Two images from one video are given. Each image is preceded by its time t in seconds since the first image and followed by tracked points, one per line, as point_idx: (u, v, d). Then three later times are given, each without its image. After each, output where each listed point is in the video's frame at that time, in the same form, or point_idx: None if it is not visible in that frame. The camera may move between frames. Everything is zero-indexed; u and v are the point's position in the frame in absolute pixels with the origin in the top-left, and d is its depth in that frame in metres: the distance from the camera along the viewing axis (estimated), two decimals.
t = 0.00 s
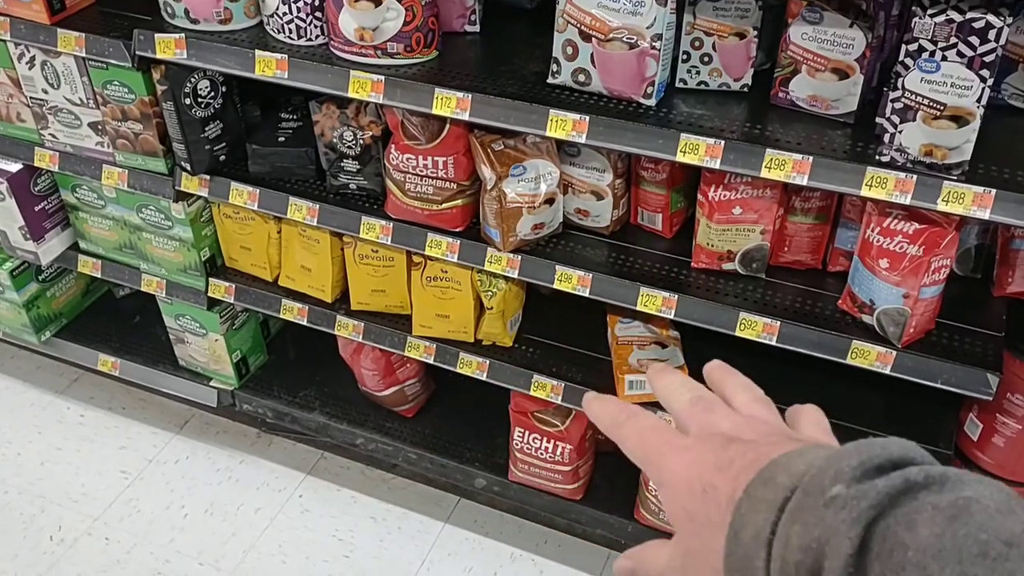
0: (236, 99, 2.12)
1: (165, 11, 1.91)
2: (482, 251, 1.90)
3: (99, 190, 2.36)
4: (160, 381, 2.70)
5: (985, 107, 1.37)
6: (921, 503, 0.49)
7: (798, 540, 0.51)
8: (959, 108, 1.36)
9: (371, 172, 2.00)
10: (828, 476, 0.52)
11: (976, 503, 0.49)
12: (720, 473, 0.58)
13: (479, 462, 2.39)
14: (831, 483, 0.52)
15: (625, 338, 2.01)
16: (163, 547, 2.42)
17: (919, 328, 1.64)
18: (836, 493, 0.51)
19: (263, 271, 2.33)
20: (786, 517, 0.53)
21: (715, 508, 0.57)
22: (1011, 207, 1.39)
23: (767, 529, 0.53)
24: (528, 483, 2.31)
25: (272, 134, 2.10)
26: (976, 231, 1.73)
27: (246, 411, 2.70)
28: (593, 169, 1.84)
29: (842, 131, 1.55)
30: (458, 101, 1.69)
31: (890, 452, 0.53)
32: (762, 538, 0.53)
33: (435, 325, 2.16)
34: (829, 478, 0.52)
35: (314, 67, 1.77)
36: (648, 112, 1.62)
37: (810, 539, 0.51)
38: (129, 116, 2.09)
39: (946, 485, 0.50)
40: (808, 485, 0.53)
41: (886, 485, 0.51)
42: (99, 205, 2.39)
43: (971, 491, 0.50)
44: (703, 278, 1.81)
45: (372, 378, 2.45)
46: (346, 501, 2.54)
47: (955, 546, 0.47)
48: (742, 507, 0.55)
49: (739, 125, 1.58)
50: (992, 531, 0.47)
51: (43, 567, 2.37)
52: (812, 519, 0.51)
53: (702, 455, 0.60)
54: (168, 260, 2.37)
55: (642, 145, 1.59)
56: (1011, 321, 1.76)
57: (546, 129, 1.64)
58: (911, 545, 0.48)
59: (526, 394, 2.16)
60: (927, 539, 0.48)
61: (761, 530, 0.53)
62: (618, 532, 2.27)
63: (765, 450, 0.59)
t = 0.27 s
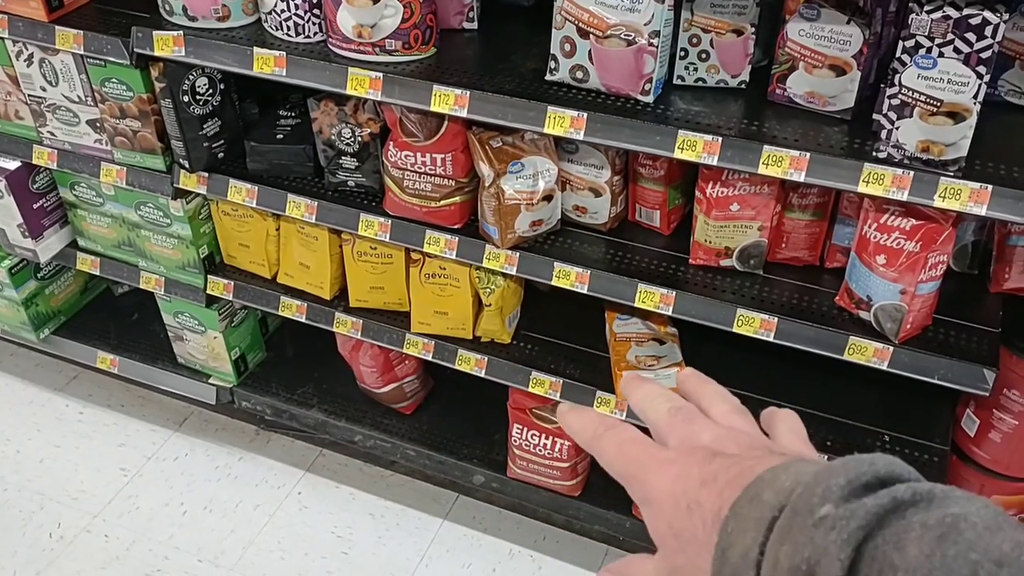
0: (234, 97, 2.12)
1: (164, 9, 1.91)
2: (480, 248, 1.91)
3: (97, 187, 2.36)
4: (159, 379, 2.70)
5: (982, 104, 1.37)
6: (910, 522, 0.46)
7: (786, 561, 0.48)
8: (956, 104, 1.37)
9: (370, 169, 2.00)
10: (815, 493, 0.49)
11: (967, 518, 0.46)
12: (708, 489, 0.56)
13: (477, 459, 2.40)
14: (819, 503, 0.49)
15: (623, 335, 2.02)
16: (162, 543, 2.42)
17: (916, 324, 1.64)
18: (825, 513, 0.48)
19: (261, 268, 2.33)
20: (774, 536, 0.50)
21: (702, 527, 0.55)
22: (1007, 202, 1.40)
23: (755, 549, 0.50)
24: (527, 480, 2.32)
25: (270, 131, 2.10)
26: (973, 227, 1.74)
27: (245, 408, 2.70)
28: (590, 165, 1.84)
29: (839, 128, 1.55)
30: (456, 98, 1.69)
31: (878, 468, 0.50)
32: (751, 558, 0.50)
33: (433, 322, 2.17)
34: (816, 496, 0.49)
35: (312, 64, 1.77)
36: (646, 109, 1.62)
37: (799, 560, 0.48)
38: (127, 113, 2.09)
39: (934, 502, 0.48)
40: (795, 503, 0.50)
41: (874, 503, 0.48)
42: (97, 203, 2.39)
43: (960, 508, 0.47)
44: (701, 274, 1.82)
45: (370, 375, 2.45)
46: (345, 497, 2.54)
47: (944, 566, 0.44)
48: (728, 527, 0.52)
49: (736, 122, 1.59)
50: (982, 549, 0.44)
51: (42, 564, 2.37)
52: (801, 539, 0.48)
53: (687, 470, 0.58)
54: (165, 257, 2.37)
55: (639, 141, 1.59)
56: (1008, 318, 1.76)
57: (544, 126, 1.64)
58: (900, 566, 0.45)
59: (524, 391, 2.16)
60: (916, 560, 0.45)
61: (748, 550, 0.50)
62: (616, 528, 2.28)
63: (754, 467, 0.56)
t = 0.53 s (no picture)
0: (231, 96, 2.12)
1: (160, 9, 1.91)
2: (477, 248, 1.91)
3: (94, 187, 2.36)
4: (156, 378, 2.70)
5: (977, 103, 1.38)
6: (915, 510, 0.50)
7: (790, 546, 0.52)
8: (951, 104, 1.37)
9: (367, 169, 2.01)
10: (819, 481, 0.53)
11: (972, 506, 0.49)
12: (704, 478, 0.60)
13: (475, 459, 2.40)
14: (824, 488, 0.52)
15: (620, 334, 2.01)
16: (160, 543, 2.42)
17: (911, 323, 1.65)
18: (830, 500, 0.52)
19: (259, 267, 2.33)
20: (775, 521, 0.53)
21: (691, 510, 0.59)
22: (1002, 202, 1.40)
23: (754, 535, 0.54)
24: (524, 480, 2.32)
25: (267, 131, 2.10)
26: (968, 227, 1.73)
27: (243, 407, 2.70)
28: (587, 165, 1.84)
29: (835, 128, 1.56)
30: (452, 97, 1.69)
31: (877, 457, 0.54)
32: (750, 545, 0.54)
33: (431, 322, 2.17)
34: (820, 483, 0.53)
35: (309, 64, 1.78)
36: (642, 108, 1.62)
37: (804, 545, 0.51)
38: (124, 113, 2.09)
39: (934, 491, 0.51)
40: (797, 489, 0.54)
41: (879, 490, 0.51)
42: (94, 203, 2.39)
43: (963, 497, 0.50)
44: (697, 273, 1.82)
45: (368, 375, 2.45)
46: (343, 497, 2.54)
47: (950, 552, 0.47)
48: (728, 512, 0.56)
49: (732, 121, 1.59)
50: (992, 538, 0.47)
51: (40, 564, 2.37)
52: (805, 525, 0.52)
53: (667, 453, 0.63)
54: (163, 257, 2.37)
55: (635, 141, 1.59)
56: (1003, 316, 1.77)
57: (540, 126, 1.65)
58: (906, 551, 0.48)
59: (521, 391, 2.16)
60: (924, 546, 0.48)
61: (748, 537, 0.54)
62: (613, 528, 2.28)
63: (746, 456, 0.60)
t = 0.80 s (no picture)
0: (226, 95, 2.12)
1: (154, 8, 1.91)
2: (472, 247, 1.90)
3: (88, 187, 2.35)
4: (151, 378, 2.70)
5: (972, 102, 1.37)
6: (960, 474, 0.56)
7: (862, 443, 0.56)
8: (945, 102, 1.37)
9: (361, 168, 2.00)
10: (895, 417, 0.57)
11: None
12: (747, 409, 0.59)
13: (471, 458, 2.39)
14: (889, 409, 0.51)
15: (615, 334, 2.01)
16: (155, 543, 2.42)
17: (906, 322, 1.65)
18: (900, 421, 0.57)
19: (254, 267, 2.33)
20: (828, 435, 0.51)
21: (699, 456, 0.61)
22: (997, 200, 1.40)
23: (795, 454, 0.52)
24: (520, 479, 2.31)
25: (262, 130, 2.10)
26: (963, 225, 1.73)
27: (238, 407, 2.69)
28: (582, 164, 1.84)
29: (830, 126, 1.55)
30: (447, 96, 1.69)
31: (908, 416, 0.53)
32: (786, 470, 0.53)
33: (426, 321, 2.16)
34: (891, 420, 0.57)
35: (303, 62, 1.77)
36: (637, 107, 1.62)
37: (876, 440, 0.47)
38: (118, 112, 2.08)
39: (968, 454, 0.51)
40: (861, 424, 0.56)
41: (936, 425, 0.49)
42: (89, 202, 2.38)
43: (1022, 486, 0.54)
44: (692, 272, 1.82)
45: (364, 374, 2.45)
46: (339, 497, 2.54)
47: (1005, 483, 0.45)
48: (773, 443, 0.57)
49: (727, 120, 1.59)
50: None
51: (35, 564, 2.37)
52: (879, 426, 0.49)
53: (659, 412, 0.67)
54: (158, 256, 2.37)
55: (631, 140, 1.59)
56: (999, 315, 1.77)
57: (535, 125, 1.64)
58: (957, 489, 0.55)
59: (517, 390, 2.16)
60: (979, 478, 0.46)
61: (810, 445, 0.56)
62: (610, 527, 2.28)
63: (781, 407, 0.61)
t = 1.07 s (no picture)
0: (223, 94, 2.11)
1: (151, 6, 1.90)
2: (471, 246, 1.90)
3: (85, 185, 2.35)
4: (150, 377, 2.69)
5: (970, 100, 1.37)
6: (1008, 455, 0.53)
7: (899, 421, 0.54)
8: (943, 100, 1.37)
9: (359, 167, 2.00)
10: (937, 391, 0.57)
11: None
12: (792, 374, 0.61)
13: (469, 457, 2.39)
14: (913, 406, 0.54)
15: (614, 332, 2.00)
16: (154, 543, 2.41)
17: (905, 321, 1.64)
18: (949, 402, 0.55)
19: (252, 266, 2.32)
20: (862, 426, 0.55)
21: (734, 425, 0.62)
22: (995, 198, 1.39)
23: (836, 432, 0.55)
24: (519, 478, 2.31)
25: (260, 129, 2.09)
26: (962, 223, 1.73)
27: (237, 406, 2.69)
28: (580, 162, 1.84)
29: (828, 124, 1.55)
30: (444, 95, 1.68)
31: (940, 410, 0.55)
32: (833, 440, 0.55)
33: (424, 320, 2.16)
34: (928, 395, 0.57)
35: (301, 61, 1.76)
36: (635, 105, 1.62)
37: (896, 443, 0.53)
38: (115, 111, 2.08)
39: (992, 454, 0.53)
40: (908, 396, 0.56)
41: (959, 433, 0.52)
42: (86, 201, 2.38)
43: None
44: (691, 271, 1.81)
45: (362, 373, 2.44)
46: (338, 496, 2.53)
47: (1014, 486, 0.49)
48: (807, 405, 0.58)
49: (726, 118, 1.58)
50: None
51: (34, 563, 2.36)
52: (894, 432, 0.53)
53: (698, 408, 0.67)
54: (155, 255, 2.36)
55: (629, 139, 1.58)
56: (998, 313, 1.77)
57: (533, 123, 1.64)
58: (1000, 463, 0.52)
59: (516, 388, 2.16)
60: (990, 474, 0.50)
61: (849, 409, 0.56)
62: (608, 525, 2.27)
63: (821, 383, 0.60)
